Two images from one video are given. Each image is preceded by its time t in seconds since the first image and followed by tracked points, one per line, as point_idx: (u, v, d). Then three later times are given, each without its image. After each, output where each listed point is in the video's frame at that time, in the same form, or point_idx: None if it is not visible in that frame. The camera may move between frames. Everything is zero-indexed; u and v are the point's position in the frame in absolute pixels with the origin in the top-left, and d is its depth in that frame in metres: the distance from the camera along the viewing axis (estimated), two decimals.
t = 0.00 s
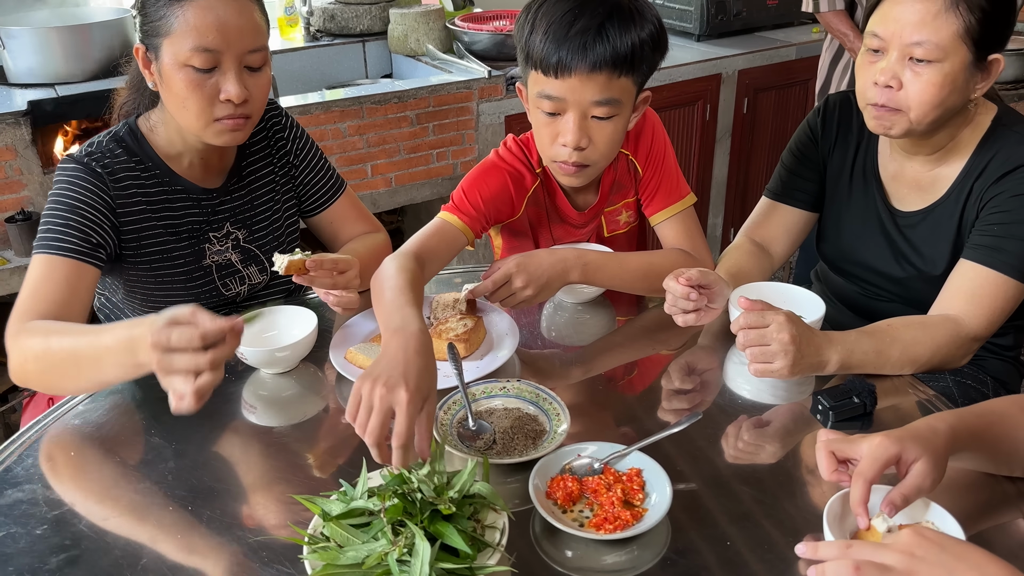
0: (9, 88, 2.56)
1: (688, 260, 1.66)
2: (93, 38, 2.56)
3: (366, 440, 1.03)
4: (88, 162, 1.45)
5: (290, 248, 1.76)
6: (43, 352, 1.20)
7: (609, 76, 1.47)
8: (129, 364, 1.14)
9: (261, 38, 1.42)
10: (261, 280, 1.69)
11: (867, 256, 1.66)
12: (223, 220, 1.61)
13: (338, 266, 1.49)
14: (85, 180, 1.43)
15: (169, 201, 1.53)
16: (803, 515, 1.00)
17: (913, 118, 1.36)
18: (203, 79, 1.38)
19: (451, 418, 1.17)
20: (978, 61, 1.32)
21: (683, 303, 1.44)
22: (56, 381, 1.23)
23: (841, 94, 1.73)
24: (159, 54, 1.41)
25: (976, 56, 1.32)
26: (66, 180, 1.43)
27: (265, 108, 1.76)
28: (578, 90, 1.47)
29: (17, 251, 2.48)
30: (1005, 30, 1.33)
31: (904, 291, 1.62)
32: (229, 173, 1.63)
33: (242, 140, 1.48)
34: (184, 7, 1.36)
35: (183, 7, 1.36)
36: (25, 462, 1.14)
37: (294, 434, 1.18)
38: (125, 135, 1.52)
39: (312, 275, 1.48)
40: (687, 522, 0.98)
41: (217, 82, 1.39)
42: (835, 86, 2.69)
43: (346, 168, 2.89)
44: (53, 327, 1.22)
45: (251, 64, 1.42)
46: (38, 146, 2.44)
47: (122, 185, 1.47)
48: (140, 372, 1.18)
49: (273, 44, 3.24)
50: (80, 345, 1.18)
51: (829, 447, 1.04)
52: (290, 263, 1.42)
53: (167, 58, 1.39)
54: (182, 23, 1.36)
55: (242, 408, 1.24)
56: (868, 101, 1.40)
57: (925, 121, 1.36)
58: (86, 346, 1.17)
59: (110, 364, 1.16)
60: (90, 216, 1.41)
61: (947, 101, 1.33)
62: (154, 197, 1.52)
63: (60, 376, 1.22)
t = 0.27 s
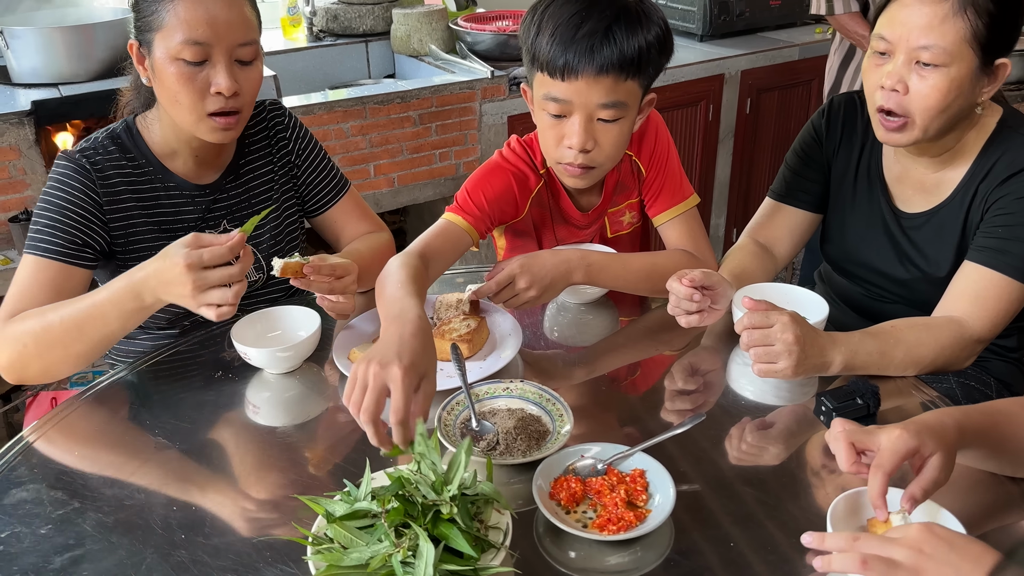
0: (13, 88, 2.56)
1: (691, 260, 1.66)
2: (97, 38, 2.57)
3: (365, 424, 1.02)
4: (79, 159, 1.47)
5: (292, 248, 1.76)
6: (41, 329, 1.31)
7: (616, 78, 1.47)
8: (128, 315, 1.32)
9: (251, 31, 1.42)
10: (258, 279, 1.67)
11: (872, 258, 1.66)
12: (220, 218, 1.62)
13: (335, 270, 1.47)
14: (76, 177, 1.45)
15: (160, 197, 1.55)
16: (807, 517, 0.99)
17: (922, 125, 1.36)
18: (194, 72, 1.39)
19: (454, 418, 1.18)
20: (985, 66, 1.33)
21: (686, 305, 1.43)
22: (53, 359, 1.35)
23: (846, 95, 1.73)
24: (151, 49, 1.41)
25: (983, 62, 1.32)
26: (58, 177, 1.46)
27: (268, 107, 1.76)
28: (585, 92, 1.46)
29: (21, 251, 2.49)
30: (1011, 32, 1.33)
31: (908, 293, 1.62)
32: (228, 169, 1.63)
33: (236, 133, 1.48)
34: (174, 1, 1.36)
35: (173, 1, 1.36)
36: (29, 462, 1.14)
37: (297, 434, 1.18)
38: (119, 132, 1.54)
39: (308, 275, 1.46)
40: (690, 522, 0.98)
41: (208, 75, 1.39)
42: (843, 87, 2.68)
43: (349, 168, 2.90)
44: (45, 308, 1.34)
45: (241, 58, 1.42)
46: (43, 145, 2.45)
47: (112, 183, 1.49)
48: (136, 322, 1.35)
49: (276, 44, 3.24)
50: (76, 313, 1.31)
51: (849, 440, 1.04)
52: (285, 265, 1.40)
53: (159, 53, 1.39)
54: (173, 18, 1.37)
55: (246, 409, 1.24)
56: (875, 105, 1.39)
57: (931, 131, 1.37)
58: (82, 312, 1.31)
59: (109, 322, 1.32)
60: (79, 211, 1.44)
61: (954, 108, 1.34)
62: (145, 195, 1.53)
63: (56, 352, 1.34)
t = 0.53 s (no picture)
0: (18, 88, 2.57)
1: (694, 260, 1.66)
2: (102, 38, 2.58)
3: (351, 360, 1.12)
4: (83, 158, 1.48)
5: (296, 246, 1.76)
6: (68, 333, 1.35)
7: (621, 76, 1.48)
8: (150, 319, 1.34)
9: (246, 30, 1.43)
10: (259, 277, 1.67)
11: (875, 259, 1.66)
12: (223, 216, 1.63)
13: (331, 269, 1.46)
14: (80, 176, 1.46)
15: (163, 196, 1.55)
16: (809, 517, 1.00)
17: (927, 127, 1.37)
18: (190, 71, 1.39)
19: (458, 417, 1.18)
20: (992, 70, 1.33)
21: (689, 305, 1.44)
22: (82, 362, 1.39)
23: (850, 96, 1.73)
24: (148, 49, 1.42)
25: (990, 67, 1.32)
26: (63, 177, 1.47)
27: (272, 107, 1.77)
28: (590, 90, 1.47)
29: (26, 250, 2.51)
30: (1019, 37, 1.33)
31: (911, 294, 1.62)
32: (229, 167, 1.63)
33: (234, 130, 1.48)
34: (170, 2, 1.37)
35: (168, 2, 1.37)
36: (36, 461, 1.14)
37: (302, 433, 1.18)
38: (123, 132, 1.55)
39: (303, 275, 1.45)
40: (693, 522, 0.99)
41: (204, 74, 1.40)
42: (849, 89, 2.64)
43: (353, 168, 2.90)
44: (72, 313, 1.38)
45: (237, 57, 1.43)
46: (48, 145, 2.46)
47: (116, 182, 1.50)
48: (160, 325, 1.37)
49: (280, 44, 3.25)
50: (101, 319, 1.34)
51: (853, 427, 1.04)
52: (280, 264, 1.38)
53: (155, 53, 1.40)
54: (168, 19, 1.37)
55: (251, 408, 1.25)
56: (880, 108, 1.40)
57: (935, 130, 1.37)
58: (104, 319, 1.34)
59: (131, 325, 1.35)
60: (85, 210, 1.45)
61: (957, 110, 1.34)
62: (147, 194, 1.53)
63: (84, 355, 1.37)
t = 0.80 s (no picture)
0: (22, 87, 2.58)
1: (697, 260, 1.66)
2: (106, 37, 2.58)
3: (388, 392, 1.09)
4: (88, 156, 1.48)
5: (299, 245, 1.76)
6: (77, 334, 1.35)
7: (627, 76, 1.48)
8: (159, 322, 1.35)
9: (248, 28, 1.43)
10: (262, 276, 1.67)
11: (880, 259, 1.66)
12: (227, 215, 1.64)
13: (327, 264, 1.46)
14: (84, 174, 1.46)
15: (167, 194, 1.55)
16: (813, 516, 1.00)
17: (932, 129, 1.37)
18: (192, 69, 1.39)
19: (461, 416, 1.18)
20: (998, 71, 1.32)
21: (693, 305, 1.43)
22: (90, 362, 1.39)
23: (855, 96, 1.73)
24: (151, 47, 1.42)
25: (997, 67, 1.32)
26: (67, 174, 1.47)
27: (275, 107, 1.77)
28: (596, 89, 1.47)
29: (30, 249, 2.51)
30: None
31: (916, 294, 1.62)
32: (232, 165, 1.64)
33: (232, 131, 1.48)
34: None
35: None
36: (40, 458, 1.15)
37: (305, 432, 1.18)
38: (126, 130, 1.55)
39: (302, 274, 1.44)
40: (696, 522, 0.98)
41: (206, 71, 1.40)
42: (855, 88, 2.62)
43: (356, 168, 2.90)
44: (82, 313, 1.38)
45: (238, 54, 1.43)
46: (52, 144, 2.46)
47: (120, 179, 1.50)
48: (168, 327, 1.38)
49: (283, 44, 3.26)
50: (111, 321, 1.35)
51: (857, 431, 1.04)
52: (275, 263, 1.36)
53: (158, 51, 1.40)
54: (171, 16, 1.38)
55: (254, 407, 1.25)
56: (886, 109, 1.40)
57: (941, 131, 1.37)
58: (115, 321, 1.35)
59: (140, 327, 1.35)
60: (89, 208, 1.45)
61: (961, 110, 1.33)
62: (151, 192, 1.54)
63: (93, 355, 1.37)
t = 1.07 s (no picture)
0: (23, 87, 2.58)
1: (699, 260, 1.66)
2: (107, 37, 2.58)
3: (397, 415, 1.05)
4: (91, 156, 1.48)
5: (301, 245, 1.76)
6: (81, 333, 1.35)
7: (631, 75, 1.47)
8: (162, 321, 1.35)
9: (251, 26, 1.43)
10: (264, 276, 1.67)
11: (882, 260, 1.66)
12: (229, 214, 1.63)
13: (327, 265, 1.46)
14: (87, 174, 1.46)
15: (169, 194, 1.55)
16: (815, 517, 0.99)
17: (932, 129, 1.36)
18: (195, 68, 1.39)
19: (462, 416, 1.18)
20: (999, 71, 1.32)
21: (694, 305, 1.43)
22: (92, 362, 1.38)
23: (858, 96, 1.72)
24: (154, 46, 1.42)
25: (997, 67, 1.31)
26: (69, 174, 1.47)
27: (277, 106, 1.77)
28: (599, 89, 1.47)
29: (31, 249, 2.51)
30: None
31: (918, 295, 1.61)
32: (235, 165, 1.63)
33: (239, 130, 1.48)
34: None
35: None
36: (41, 458, 1.15)
37: (305, 432, 1.18)
38: (129, 130, 1.55)
39: (302, 274, 1.44)
40: (696, 522, 0.98)
41: (210, 70, 1.40)
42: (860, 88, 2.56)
43: (357, 167, 2.91)
44: (86, 313, 1.38)
45: (242, 53, 1.43)
46: (53, 144, 2.47)
47: (123, 179, 1.50)
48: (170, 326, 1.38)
49: (285, 44, 3.26)
50: (115, 320, 1.35)
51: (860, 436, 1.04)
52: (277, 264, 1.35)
53: (161, 50, 1.40)
54: (174, 15, 1.37)
55: (254, 406, 1.25)
56: (890, 110, 1.40)
57: (941, 132, 1.37)
58: (119, 322, 1.35)
59: (143, 326, 1.35)
60: (92, 207, 1.45)
61: (962, 112, 1.33)
62: (154, 192, 1.54)
63: (96, 355, 1.37)
